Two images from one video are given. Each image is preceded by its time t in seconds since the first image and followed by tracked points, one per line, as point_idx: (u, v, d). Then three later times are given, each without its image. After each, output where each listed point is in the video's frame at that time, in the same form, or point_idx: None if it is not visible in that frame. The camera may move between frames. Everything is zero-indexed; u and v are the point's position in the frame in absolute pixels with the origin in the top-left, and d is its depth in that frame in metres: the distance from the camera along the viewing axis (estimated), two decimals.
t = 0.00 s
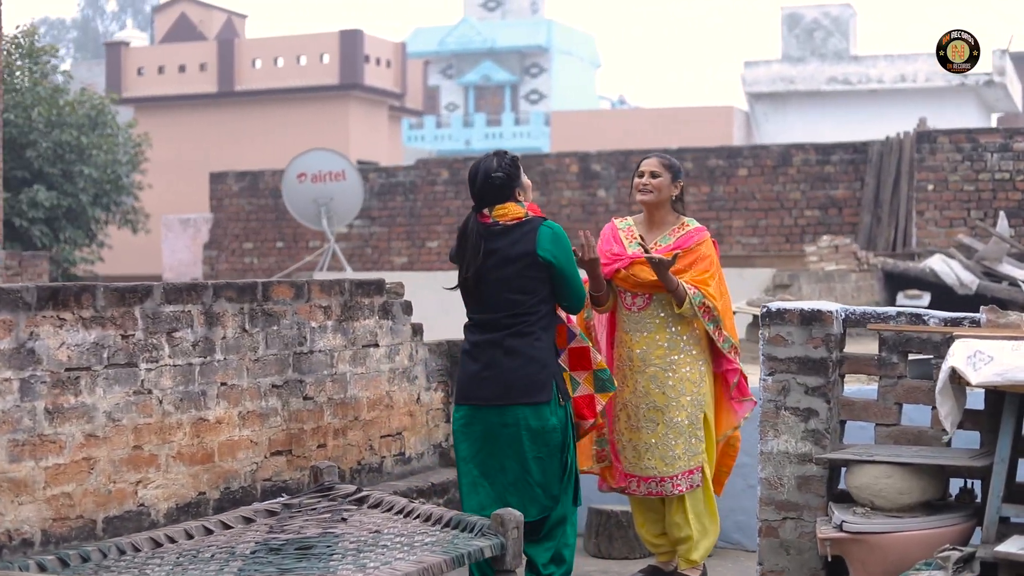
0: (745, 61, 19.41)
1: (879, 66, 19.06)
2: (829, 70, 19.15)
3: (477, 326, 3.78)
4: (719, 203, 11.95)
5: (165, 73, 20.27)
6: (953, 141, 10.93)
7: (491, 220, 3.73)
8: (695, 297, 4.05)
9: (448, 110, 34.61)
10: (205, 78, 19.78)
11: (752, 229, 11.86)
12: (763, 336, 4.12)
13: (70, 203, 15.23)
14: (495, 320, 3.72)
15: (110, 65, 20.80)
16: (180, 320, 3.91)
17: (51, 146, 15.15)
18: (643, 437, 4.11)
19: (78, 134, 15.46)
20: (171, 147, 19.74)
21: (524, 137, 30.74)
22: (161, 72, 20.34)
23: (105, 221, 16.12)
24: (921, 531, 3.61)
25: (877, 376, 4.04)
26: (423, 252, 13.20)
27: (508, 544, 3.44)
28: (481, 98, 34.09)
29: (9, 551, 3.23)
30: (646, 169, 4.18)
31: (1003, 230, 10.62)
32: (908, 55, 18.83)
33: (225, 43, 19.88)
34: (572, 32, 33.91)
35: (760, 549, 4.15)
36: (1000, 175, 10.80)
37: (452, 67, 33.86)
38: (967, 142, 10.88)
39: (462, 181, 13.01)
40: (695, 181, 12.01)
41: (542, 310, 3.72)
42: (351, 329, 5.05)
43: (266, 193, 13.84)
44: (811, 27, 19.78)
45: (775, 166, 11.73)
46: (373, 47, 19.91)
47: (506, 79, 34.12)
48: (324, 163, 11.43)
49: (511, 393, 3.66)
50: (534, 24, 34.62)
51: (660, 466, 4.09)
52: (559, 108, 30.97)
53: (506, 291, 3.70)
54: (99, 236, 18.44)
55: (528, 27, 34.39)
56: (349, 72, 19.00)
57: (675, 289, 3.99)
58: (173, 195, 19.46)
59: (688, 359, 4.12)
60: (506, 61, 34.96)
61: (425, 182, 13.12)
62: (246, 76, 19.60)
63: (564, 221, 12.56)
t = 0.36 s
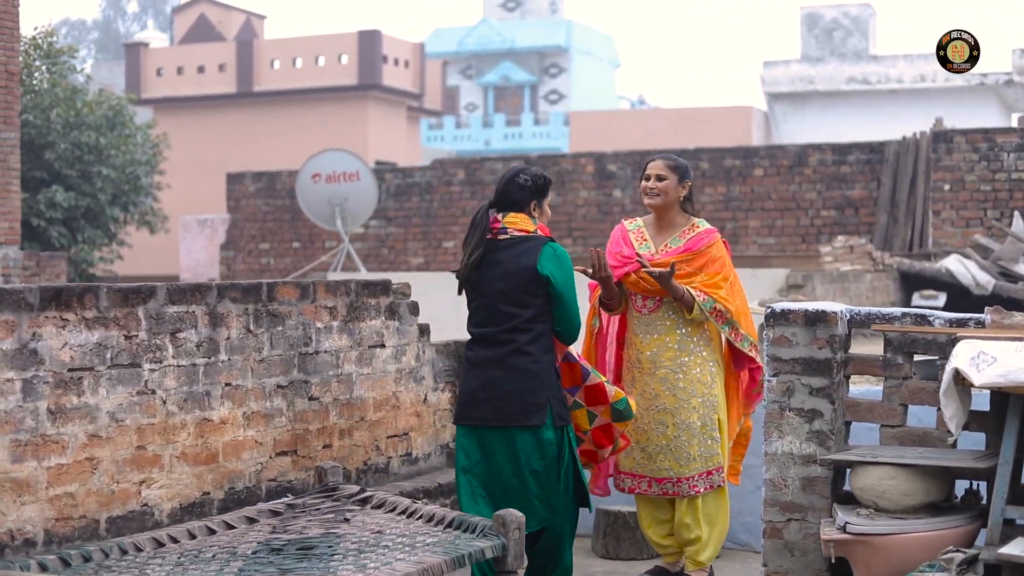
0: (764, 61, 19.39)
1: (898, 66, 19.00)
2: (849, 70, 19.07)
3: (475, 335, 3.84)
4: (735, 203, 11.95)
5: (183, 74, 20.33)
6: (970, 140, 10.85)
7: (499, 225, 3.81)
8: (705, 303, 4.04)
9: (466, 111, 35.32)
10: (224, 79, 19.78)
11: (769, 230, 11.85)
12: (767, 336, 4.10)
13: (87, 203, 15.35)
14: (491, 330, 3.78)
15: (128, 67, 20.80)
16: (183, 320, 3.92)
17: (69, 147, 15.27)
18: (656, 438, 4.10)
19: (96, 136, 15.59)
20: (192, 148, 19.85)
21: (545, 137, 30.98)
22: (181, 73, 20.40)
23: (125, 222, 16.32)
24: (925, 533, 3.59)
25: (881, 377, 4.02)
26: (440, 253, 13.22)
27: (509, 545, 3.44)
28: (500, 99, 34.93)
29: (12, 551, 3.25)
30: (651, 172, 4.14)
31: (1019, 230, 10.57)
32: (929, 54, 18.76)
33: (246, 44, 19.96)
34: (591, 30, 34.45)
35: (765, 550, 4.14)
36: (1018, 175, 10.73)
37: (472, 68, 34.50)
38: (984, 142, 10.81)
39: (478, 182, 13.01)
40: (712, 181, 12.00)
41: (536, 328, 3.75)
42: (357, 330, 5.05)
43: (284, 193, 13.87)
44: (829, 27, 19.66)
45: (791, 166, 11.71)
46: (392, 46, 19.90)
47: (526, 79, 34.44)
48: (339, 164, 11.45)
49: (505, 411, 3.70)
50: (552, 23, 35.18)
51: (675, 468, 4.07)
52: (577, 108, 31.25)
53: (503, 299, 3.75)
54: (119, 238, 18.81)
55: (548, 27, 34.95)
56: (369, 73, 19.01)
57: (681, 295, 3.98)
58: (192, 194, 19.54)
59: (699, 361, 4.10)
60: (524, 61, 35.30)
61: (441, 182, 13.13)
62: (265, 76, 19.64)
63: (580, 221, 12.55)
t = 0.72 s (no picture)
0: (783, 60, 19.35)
1: (917, 65, 18.83)
2: (867, 69, 19.06)
3: (485, 335, 3.86)
4: (750, 202, 11.94)
5: (201, 74, 20.52)
6: (986, 139, 10.81)
7: (509, 225, 3.81)
8: (709, 304, 4.03)
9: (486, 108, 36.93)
10: (242, 79, 19.98)
11: (784, 229, 11.83)
12: (770, 335, 4.09)
13: (105, 202, 15.41)
14: (499, 331, 3.79)
15: (148, 66, 21.02)
16: (187, 319, 3.93)
17: (87, 146, 15.35)
18: (661, 437, 4.09)
19: (115, 136, 15.66)
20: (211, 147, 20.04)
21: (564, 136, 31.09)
22: (199, 72, 20.58)
23: (143, 221, 16.41)
24: (928, 533, 3.57)
25: (886, 376, 4.01)
26: (455, 252, 13.23)
27: (509, 543, 3.44)
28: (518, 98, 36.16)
29: (14, 547, 3.27)
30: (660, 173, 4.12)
31: None
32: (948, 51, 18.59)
33: (263, 43, 20.09)
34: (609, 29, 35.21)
35: (768, 549, 4.13)
36: None
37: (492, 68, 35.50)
38: (1000, 140, 10.77)
39: (493, 181, 13.03)
40: (727, 180, 11.99)
41: (545, 331, 3.75)
42: (363, 329, 5.05)
43: (300, 192, 13.91)
44: (848, 26, 19.75)
45: (807, 165, 11.68)
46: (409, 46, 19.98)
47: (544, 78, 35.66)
48: (352, 163, 11.47)
49: (511, 409, 3.71)
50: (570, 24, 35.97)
51: (678, 468, 4.06)
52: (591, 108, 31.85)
53: (511, 301, 3.76)
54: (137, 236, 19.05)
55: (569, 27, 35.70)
56: (386, 72, 19.14)
57: (682, 293, 3.98)
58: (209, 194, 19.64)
59: (705, 360, 4.08)
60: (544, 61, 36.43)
61: (457, 181, 13.15)
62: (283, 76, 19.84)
63: (595, 220, 12.55)
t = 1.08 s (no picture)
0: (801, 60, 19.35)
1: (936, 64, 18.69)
2: (885, 70, 18.98)
3: (496, 332, 3.86)
4: (765, 203, 11.93)
5: (220, 75, 20.56)
6: (1001, 140, 10.78)
7: (514, 224, 3.80)
8: (705, 292, 4.03)
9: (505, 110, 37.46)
10: (261, 80, 19.98)
11: (799, 230, 11.82)
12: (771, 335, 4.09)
13: (122, 204, 15.48)
14: (510, 328, 3.80)
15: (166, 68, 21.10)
16: (189, 319, 3.94)
17: (105, 148, 15.39)
18: (661, 436, 4.09)
19: (133, 137, 15.71)
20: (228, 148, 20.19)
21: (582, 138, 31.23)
22: (218, 74, 20.66)
23: (161, 221, 16.49)
24: (928, 533, 3.57)
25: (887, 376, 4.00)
26: (470, 252, 13.24)
27: (508, 543, 3.46)
28: (535, 97, 37.33)
29: (14, 546, 3.29)
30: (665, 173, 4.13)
31: None
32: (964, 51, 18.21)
33: (281, 45, 20.20)
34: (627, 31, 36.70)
35: (769, 550, 4.12)
36: None
37: (510, 68, 36.54)
38: (1016, 141, 10.73)
39: (508, 182, 13.05)
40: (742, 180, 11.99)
41: (557, 324, 3.76)
42: (366, 329, 5.06)
43: (316, 194, 13.94)
44: (867, 26, 19.80)
45: (822, 165, 11.67)
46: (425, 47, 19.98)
47: (563, 79, 36.65)
48: (365, 164, 11.49)
49: (519, 402, 3.74)
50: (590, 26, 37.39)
51: (677, 466, 4.05)
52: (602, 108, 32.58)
53: (521, 298, 3.77)
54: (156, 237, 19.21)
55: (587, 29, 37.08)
56: (404, 73, 19.17)
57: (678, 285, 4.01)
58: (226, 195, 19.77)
59: (709, 359, 4.08)
60: (563, 62, 37.92)
61: (472, 182, 13.16)
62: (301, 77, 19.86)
63: (610, 221, 12.55)
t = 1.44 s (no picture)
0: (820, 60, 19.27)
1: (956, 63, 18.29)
2: (904, 69, 18.72)
3: (500, 327, 3.94)
4: (782, 203, 11.96)
5: (239, 76, 20.64)
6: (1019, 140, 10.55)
7: (509, 220, 3.87)
8: (702, 292, 4.00)
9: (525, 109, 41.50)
10: (279, 82, 20.09)
11: (816, 229, 11.84)
12: (773, 334, 4.08)
13: (141, 204, 15.54)
14: (512, 321, 3.87)
15: (186, 69, 21.18)
16: (191, 318, 3.96)
17: (123, 148, 15.38)
18: (665, 435, 4.10)
19: (152, 138, 15.80)
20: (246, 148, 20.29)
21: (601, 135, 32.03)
22: (237, 75, 20.71)
23: (179, 221, 16.56)
24: (928, 532, 3.56)
25: (890, 375, 3.98)
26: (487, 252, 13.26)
27: (507, 541, 3.51)
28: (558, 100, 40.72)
29: (15, 543, 3.31)
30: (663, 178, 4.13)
31: None
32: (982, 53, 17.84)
33: (300, 45, 20.15)
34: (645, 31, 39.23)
35: (771, 549, 4.12)
36: None
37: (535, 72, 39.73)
38: None
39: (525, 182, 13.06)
40: (759, 180, 12.03)
41: (557, 311, 3.81)
42: (371, 328, 5.06)
43: (332, 194, 13.98)
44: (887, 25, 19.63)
45: (838, 165, 11.68)
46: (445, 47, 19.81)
47: (583, 79, 40.04)
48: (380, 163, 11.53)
49: (517, 394, 3.80)
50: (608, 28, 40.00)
51: (680, 465, 4.05)
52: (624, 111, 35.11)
53: (520, 292, 3.84)
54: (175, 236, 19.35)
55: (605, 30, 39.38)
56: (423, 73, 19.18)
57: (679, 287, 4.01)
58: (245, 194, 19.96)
59: (716, 362, 4.08)
60: (582, 61, 40.56)
61: (488, 181, 13.15)
62: (319, 79, 19.87)
63: (626, 221, 12.56)
